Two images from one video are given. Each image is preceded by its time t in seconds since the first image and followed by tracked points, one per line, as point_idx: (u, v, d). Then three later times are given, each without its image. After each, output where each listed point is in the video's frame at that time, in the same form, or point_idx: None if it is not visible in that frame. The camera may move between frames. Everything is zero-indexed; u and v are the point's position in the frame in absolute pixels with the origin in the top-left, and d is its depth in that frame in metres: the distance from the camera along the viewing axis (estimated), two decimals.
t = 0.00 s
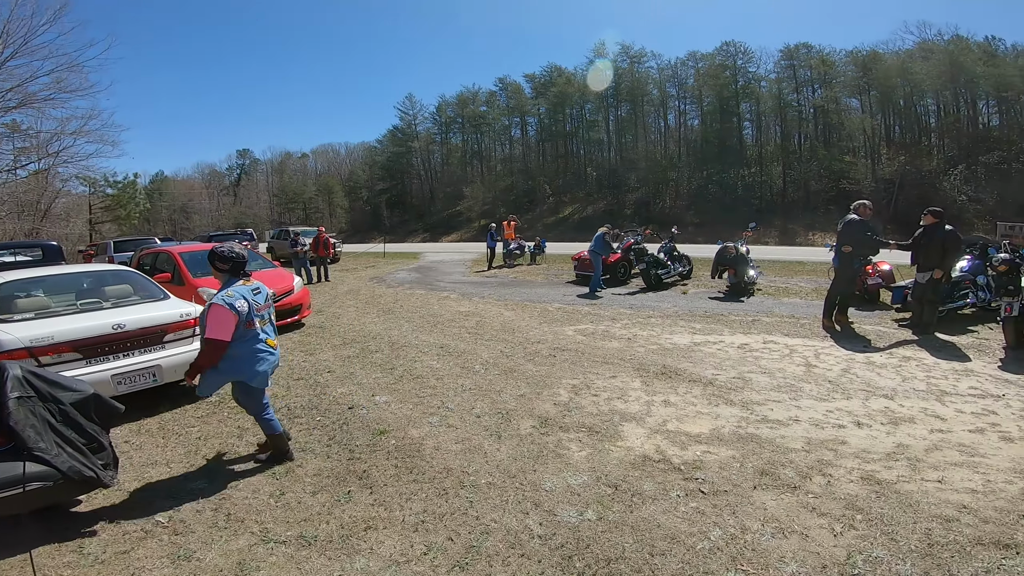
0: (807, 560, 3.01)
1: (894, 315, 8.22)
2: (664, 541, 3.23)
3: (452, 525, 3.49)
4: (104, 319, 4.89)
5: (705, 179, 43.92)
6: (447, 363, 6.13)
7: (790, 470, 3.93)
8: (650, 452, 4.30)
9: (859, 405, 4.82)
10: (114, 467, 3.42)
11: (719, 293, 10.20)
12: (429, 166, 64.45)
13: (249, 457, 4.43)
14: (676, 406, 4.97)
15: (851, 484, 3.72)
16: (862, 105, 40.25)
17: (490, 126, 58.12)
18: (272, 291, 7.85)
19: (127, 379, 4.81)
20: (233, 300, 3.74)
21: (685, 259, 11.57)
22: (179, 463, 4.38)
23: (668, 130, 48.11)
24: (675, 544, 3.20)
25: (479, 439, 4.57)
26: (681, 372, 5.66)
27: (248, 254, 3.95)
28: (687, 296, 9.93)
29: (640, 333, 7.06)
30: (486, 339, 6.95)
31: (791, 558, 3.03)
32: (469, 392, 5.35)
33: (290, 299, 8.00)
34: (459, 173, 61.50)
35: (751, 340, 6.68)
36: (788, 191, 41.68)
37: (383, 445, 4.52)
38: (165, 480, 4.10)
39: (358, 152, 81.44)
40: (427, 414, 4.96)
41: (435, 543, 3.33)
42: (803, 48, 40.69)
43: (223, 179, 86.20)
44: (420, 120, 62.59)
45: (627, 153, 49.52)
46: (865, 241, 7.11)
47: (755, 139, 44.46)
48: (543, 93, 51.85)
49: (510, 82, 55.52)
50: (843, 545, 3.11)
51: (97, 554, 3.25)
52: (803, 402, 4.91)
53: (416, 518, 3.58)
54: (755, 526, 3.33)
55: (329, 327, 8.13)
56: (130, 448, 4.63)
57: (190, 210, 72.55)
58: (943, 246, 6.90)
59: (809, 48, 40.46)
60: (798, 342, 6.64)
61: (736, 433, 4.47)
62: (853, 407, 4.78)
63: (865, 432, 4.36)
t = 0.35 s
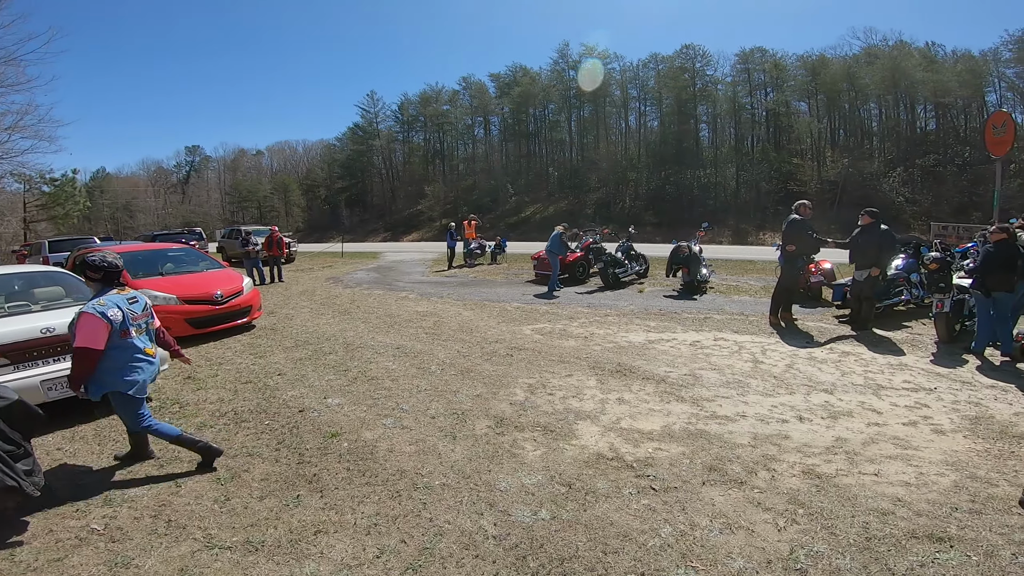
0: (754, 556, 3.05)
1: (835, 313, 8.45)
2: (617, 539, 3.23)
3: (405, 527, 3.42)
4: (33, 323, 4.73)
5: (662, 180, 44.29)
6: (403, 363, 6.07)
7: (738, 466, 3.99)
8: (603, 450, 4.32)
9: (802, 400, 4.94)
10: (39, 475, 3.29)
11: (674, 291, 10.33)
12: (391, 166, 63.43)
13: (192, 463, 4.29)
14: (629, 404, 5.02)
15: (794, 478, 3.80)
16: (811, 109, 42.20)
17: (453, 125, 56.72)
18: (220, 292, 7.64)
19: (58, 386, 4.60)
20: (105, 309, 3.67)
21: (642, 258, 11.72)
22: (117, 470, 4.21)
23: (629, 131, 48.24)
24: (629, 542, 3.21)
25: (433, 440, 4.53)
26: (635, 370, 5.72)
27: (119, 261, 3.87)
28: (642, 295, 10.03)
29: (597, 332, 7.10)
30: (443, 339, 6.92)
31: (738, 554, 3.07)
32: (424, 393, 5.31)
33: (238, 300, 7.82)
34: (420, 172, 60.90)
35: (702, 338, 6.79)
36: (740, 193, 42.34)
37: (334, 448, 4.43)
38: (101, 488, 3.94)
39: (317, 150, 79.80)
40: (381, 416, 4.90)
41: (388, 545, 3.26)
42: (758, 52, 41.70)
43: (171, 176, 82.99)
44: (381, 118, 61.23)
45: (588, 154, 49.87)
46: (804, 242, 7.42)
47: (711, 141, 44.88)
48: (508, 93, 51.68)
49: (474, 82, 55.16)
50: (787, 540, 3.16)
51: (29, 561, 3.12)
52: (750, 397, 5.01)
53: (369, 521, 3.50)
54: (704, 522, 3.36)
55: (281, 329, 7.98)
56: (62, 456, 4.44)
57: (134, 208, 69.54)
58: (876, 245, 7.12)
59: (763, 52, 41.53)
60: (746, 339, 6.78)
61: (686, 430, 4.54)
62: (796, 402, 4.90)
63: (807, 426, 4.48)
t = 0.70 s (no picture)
0: (718, 549, 3.10)
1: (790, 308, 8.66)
2: (585, 535, 3.26)
3: (373, 530, 3.37)
4: None
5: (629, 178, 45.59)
6: (368, 364, 6.01)
7: (701, 459, 4.07)
8: (570, 446, 4.35)
9: (760, 393, 5.07)
10: None
11: (638, 288, 10.48)
12: (355, 164, 62.30)
13: (146, 469, 4.15)
14: (595, 401, 5.07)
15: (754, 470, 3.89)
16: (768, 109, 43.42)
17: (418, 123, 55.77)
18: (173, 295, 7.46)
19: None
20: None
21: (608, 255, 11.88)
22: (66, 477, 4.04)
23: (596, 131, 48.85)
24: (597, 537, 3.23)
25: (399, 441, 4.49)
26: (601, 366, 5.77)
27: None
28: (607, 292, 10.16)
29: (563, 329, 7.15)
30: (409, 339, 6.86)
31: (703, 547, 3.12)
32: (390, 393, 5.26)
33: (193, 302, 7.64)
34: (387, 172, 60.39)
35: (664, 333, 6.91)
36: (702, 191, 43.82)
37: (297, 451, 4.35)
38: (49, 496, 3.77)
39: (279, 149, 78.11)
40: (345, 419, 4.84)
41: (355, 548, 3.21)
42: (720, 53, 42.39)
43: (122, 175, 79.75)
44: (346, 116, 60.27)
45: (555, 153, 50.15)
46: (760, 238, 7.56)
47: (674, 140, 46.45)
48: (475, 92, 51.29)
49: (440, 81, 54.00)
50: (749, 532, 3.23)
51: None
52: (711, 391, 5.12)
53: (335, 524, 3.44)
54: (670, 516, 3.41)
55: (240, 331, 7.82)
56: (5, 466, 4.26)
57: (85, 209, 66.88)
58: (829, 241, 7.40)
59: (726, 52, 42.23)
60: (707, 334, 6.93)
61: (650, 425, 4.60)
62: (755, 396, 5.02)
63: (765, 418, 4.60)
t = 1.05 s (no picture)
0: (688, 543, 3.12)
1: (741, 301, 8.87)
2: (557, 536, 3.22)
3: (338, 539, 3.25)
4: None
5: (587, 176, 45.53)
6: (326, 369, 5.86)
7: (665, 454, 4.10)
8: (537, 446, 4.32)
9: (718, 386, 5.16)
10: None
11: (597, 284, 10.55)
12: (309, 163, 60.77)
13: (90, 485, 3.92)
14: (560, 399, 5.06)
15: (717, 464, 3.94)
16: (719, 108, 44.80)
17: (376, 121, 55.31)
18: (111, 301, 7.12)
19: None
20: None
21: (567, 253, 11.97)
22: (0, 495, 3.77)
23: (555, 129, 49.52)
24: (568, 538, 3.20)
25: (361, 447, 4.36)
26: (564, 364, 5.76)
27: None
28: (567, 289, 10.20)
29: (525, 328, 7.12)
30: (369, 342, 6.73)
31: (673, 543, 3.13)
32: (350, 399, 5.14)
33: (133, 308, 7.31)
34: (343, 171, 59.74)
35: (625, 329, 6.95)
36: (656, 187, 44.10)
37: (253, 461, 4.18)
38: None
39: (227, 149, 75.29)
40: (304, 426, 4.68)
41: (321, 559, 3.09)
42: (674, 52, 43.60)
43: (54, 177, 75.05)
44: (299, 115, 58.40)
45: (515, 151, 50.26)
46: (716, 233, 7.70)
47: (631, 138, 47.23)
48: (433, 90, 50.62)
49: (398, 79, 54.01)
50: (717, 526, 3.26)
51: None
52: (672, 386, 5.18)
53: (298, 535, 3.31)
54: (639, 513, 3.42)
55: (187, 338, 7.52)
56: None
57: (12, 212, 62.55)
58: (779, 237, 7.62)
59: (680, 52, 43.56)
60: (665, 329, 7.01)
61: (615, 422, 4.62)
62: (713, 389, 5.10)
63: (724, 411, 4.67)
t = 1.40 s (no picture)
0: (648, 539, 3.12)
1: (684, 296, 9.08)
2: (519, 538, 3.16)
3: (292, 554, 3.10)
4: None
5: (533, 176, 45.55)
6: (269, 378, 5.64)
7: (619, 450, 4.11)
8: (492, 449, 4.25)
9: (667, 379, 5.23)
10: None
11: (546, 283, 10.61)
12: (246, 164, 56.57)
13: (11, 506, 3.64)
14: (513, 399, 5.00)
15: (670, 458, 3.97)
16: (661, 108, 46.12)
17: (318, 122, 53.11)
18: (24, 315, 6.67)
19: None
20: None
21: (516, 252, 12.02)
22: None
23: (503, 129, 49.63)
24: (530, 540, 3.15)
25: (309, 458, 4.19)
26: (516, 364, 5.72)
27: None
28: (517, 288, 10.20)
29: (476, 328, 7.06)
30: (314, 348, 6.52)
31: (632, 540, 3.12)
32: (295, 408, 4.95)
33: (49, 322, 6.85)
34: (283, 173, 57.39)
35: (575, 326, 6.99)
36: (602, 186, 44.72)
37: (192, 477, 3.97)
38: None
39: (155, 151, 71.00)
40: (245, 438, 4.47)
41: None
42: (619, 53, 44.80)
43: None
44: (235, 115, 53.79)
45: (463, 151, 49.89)
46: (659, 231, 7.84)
47: (578, 138, 47.91)
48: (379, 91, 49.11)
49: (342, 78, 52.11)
50: (675, 521, 3.26)
51: None
52: (623, 381, 5.21)
53: (247, 551, 3.14)
54: (598, 511, 3.40)
55: (112, 352, 7.11)
56: None
57: None
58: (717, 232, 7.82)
59: (625, 54, 44.82)
60: (614, 325, 7.08)
61: (569, 420, 4.60)
62: (662, 382, 5.17)
63: (674, 405, 4.72)
